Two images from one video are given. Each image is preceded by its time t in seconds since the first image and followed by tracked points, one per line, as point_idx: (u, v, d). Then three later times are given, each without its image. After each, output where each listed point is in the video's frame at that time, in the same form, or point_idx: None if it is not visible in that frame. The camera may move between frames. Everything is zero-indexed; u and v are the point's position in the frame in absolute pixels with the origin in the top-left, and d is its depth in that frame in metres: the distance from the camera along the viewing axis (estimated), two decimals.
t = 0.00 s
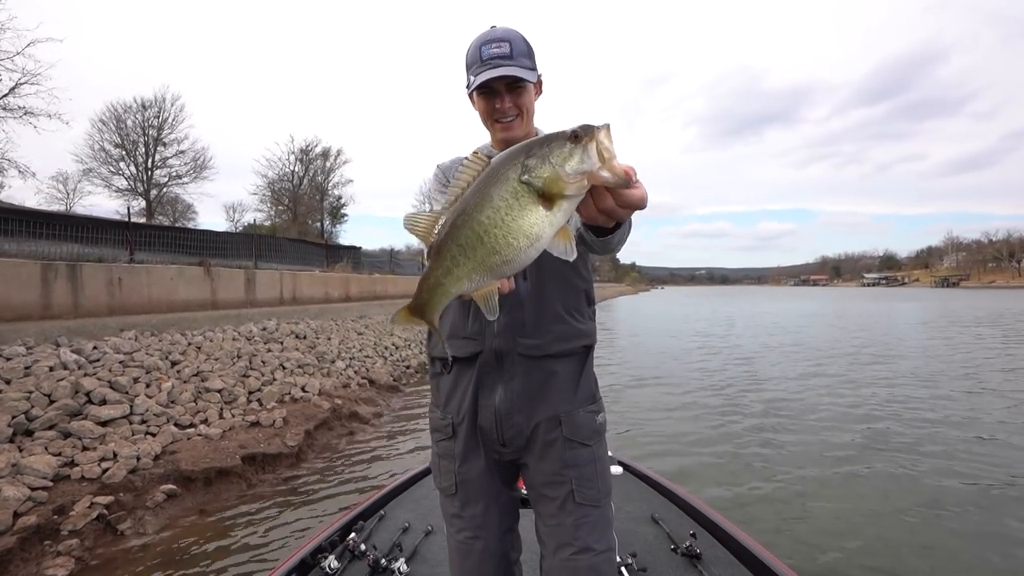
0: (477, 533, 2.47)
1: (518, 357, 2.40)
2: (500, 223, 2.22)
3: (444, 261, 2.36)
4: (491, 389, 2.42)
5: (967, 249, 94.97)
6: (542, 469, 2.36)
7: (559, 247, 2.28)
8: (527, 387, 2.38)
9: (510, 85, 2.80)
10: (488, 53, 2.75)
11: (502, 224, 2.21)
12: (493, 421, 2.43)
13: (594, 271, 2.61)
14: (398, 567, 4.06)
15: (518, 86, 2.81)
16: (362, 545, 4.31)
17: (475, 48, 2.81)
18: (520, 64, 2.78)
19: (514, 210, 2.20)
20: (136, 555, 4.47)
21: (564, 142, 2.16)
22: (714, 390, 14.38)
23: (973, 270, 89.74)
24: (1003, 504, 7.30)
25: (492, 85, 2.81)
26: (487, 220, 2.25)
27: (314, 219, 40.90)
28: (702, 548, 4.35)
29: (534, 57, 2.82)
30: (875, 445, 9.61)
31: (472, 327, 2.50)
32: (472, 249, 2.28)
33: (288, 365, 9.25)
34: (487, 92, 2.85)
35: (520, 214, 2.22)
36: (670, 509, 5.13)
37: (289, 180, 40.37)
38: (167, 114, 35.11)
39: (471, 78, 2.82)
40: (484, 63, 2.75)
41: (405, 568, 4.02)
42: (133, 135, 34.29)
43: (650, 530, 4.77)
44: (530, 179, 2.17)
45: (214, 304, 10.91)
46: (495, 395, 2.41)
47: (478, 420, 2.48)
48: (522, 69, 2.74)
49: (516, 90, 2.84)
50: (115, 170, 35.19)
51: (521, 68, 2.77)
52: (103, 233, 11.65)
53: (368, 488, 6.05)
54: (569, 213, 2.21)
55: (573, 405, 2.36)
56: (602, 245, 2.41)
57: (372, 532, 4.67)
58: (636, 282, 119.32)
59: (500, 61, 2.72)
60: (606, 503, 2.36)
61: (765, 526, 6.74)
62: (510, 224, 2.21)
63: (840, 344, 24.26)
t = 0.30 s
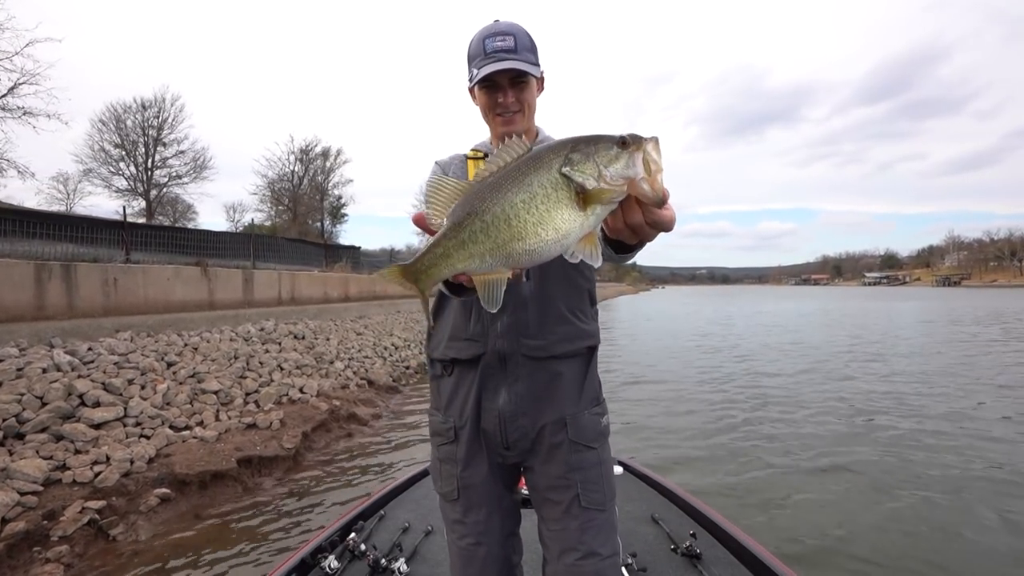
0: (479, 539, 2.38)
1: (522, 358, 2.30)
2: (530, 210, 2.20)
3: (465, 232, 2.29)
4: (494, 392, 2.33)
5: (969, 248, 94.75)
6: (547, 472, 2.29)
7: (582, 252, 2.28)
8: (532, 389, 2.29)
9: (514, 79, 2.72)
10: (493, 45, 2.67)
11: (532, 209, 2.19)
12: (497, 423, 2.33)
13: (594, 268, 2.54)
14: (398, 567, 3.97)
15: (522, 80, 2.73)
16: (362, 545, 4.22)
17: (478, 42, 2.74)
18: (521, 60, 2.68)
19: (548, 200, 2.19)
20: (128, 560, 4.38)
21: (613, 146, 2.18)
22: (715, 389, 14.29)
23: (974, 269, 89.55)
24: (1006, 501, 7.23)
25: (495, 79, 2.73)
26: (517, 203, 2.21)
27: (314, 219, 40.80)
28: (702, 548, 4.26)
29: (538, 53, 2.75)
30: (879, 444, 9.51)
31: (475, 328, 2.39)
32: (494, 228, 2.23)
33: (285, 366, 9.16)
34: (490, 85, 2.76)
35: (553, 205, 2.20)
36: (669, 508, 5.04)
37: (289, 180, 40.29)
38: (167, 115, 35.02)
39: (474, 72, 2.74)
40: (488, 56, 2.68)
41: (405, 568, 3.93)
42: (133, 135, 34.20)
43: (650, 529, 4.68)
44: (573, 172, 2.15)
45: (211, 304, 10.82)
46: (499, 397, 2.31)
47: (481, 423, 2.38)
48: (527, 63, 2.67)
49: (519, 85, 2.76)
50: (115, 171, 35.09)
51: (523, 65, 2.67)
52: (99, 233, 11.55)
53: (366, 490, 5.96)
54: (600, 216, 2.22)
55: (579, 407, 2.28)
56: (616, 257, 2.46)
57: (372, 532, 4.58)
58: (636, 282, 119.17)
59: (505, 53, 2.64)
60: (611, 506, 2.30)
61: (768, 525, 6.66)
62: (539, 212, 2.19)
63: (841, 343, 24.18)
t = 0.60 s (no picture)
0: (485, 544, 2.29)
1: (529, 360, 2.21)
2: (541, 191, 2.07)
3: (473, 216, 2.16)
4: (500, 394, 2.23)
5: (970, 248, 94.55)
6: (554, 476, 2.20)
7: (595, 238, 2.14)
8: (540, 390, 2.19)
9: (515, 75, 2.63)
10: (493, 40, 2.57)
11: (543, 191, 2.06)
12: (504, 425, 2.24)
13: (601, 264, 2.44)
14: (398, 567, 3.88)
15: (523, 75, 2.64)
16: (362, 545, 4.12)
17: (477, 37, 2.64)
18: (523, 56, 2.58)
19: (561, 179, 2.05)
20: (119, 566, 4.29)
21: (627, 123, 2.05)
22: (716, 389, 14.20)
23: (975, 269, 89.36)
24: (1009, 500, 7.16)
25: (495, 76, 2.63)
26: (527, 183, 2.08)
27: (314, 219, 40.70)
28: (701, 548, 4.16)
29: (540, 47, 2.65)
30: (882, 443, 9.41)
31: (480, 329, 2.30)
32: (503, 212, 2.11)
33: (283, 367, 9.07)
34: (490, 82, 2.67)
35: (566, 186, 2.07)
36: (669, 508, 4.92)
37: (289, 180, 40.22)
38: (167, 115, 34.95)
39: (474, 68, 2.64)
40: (488, 51, 2.58)
41: (406, 569, 3.84)
42: (133, 135, 34.13)
43: (649, 529, 4.58)
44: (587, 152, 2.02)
45: (208, 304, 10.73)
46: (506, 399, 2.21)
47: (487, 425, 2.28)
48: (529, 58, 2.57)
49: (521, 81, 2.67)
50: (115, 170, 35.01)
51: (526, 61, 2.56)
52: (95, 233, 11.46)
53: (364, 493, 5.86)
54: (613, 199, 2.08)
55: (586, 409, 2.18)
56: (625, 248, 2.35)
57: (372, 533, 4.48)
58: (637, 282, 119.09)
59: (506, 49, 2.54)
60: (619, 510, 2.20)
61: (770, 524, 6.57)
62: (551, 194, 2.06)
63: (841, 344, 24.10)
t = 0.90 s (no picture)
0: (492, 547, 2.21)
1: (539, 361, 2.12)
2: (514, 183, 1.93)
3: (452, 226, 2.04)
4: (511, 395, 2.14)
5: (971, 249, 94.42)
6: (564, 479, 2.10)
7: (580, 218, 1.99)
8: (551, 391, 2.10)
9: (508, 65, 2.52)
10: (481, 32, 2.49)
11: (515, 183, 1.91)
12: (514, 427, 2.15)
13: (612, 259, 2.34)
14: (398, 567, 3.79)
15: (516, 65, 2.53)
16: (362, 544, 4.03)
17: (468, 31, 2.56)
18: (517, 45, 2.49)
19: (531, 165, 1.90)
20: (110, 571, 4.22)
21: (587, 89, 1.89)
22: (717, 390, 14.11)
23: (977, 270, 89.24)
24: (1013, 501, 7.08)
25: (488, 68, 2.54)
26: (498, 178, 1.94)
27: (315, 219, 40.62)
28: (701, 547, 4.08)
29: (532, 33, 2.52)
30: (885, 444, 9.32)
31: (490, 328, 2.21)
32: (482, 215, 1.98)
33: (281, 368, 8.98)
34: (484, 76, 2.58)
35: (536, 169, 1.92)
36: (668, 508, 4.83)
37: (289, 180, 40.16)
38: (167, 115, 34.89)
39: (466, 62, 2.56)
40: (478, 44, 2.50)
41: (406, 568, 3.76)
42: (133, 135, 34.04)
43: (647, 529, 4.49)
44: (550, 129, 1.88)
45: (206, 305, 10.65)
46: (516, 401, 2.12)
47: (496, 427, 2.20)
48: (519, 43, 2.44)
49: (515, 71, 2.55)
50: (115, 170, 34.95)
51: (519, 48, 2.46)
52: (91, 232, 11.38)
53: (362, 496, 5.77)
54: (590, 173, 1.92)
55: (596, 411, 2.08)
56: (615, 227, 2.13)
57: (372, 533, 4.39)
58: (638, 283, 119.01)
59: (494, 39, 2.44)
60: (630, 515, 2.11)
61: (773, 526, 6.49)
62: (524, 183, 1.91)
63: (842, 344, 24.01)
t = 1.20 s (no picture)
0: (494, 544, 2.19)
1: (546, 378, 2.04)
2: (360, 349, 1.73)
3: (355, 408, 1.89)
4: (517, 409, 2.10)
5: (973, 249, 94.27)
6: (569, 492, 2.01)
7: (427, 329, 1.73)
8: (551, 406, 2.01)
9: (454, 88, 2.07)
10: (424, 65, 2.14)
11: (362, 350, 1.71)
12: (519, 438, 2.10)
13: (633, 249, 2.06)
14: (398, 567, 3.70)
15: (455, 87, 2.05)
16: (362, 544, 3.93)
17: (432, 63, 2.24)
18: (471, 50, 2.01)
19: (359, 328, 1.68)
20: None
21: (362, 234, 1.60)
22: (719, 390, 14.01)
23: (978, 270, 89.09)
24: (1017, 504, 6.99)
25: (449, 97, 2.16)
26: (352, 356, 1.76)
27: (315, 219, 40.55)
28: (702, 548, 3.99)
29: (458, 36, 1.96)
30: (888, 445, 9.23)
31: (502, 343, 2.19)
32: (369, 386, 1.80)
33: (280, 369, 8.89)
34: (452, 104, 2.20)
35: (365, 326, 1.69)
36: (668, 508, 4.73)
37: (289, 180, 40.12)
38: (167, 115, 34.84)
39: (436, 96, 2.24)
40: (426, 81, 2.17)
41: (406, 568, 3.66)
42: (134, 135, 33.99)
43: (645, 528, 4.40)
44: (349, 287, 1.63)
45: (204, 305, 10.56)
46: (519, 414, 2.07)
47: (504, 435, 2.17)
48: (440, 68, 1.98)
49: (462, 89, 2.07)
50: (116, 170, 34.91)
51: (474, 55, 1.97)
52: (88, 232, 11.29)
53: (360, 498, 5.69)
54: (410, 294, 1.62)
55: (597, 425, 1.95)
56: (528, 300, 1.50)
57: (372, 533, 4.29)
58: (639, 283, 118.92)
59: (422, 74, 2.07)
60: (645, 528, 1.95)
61: (776, 528, 6.40)
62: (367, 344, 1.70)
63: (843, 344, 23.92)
